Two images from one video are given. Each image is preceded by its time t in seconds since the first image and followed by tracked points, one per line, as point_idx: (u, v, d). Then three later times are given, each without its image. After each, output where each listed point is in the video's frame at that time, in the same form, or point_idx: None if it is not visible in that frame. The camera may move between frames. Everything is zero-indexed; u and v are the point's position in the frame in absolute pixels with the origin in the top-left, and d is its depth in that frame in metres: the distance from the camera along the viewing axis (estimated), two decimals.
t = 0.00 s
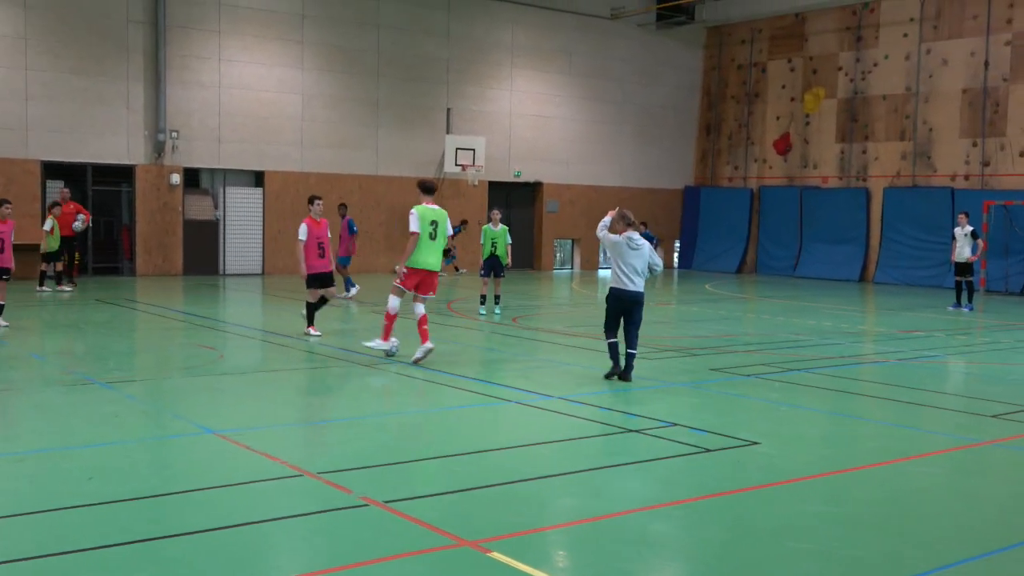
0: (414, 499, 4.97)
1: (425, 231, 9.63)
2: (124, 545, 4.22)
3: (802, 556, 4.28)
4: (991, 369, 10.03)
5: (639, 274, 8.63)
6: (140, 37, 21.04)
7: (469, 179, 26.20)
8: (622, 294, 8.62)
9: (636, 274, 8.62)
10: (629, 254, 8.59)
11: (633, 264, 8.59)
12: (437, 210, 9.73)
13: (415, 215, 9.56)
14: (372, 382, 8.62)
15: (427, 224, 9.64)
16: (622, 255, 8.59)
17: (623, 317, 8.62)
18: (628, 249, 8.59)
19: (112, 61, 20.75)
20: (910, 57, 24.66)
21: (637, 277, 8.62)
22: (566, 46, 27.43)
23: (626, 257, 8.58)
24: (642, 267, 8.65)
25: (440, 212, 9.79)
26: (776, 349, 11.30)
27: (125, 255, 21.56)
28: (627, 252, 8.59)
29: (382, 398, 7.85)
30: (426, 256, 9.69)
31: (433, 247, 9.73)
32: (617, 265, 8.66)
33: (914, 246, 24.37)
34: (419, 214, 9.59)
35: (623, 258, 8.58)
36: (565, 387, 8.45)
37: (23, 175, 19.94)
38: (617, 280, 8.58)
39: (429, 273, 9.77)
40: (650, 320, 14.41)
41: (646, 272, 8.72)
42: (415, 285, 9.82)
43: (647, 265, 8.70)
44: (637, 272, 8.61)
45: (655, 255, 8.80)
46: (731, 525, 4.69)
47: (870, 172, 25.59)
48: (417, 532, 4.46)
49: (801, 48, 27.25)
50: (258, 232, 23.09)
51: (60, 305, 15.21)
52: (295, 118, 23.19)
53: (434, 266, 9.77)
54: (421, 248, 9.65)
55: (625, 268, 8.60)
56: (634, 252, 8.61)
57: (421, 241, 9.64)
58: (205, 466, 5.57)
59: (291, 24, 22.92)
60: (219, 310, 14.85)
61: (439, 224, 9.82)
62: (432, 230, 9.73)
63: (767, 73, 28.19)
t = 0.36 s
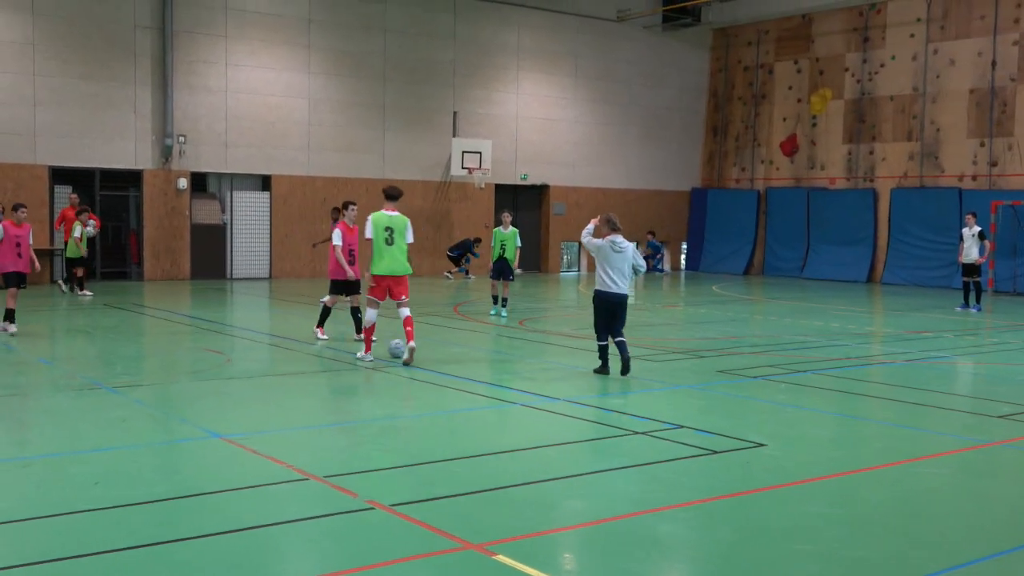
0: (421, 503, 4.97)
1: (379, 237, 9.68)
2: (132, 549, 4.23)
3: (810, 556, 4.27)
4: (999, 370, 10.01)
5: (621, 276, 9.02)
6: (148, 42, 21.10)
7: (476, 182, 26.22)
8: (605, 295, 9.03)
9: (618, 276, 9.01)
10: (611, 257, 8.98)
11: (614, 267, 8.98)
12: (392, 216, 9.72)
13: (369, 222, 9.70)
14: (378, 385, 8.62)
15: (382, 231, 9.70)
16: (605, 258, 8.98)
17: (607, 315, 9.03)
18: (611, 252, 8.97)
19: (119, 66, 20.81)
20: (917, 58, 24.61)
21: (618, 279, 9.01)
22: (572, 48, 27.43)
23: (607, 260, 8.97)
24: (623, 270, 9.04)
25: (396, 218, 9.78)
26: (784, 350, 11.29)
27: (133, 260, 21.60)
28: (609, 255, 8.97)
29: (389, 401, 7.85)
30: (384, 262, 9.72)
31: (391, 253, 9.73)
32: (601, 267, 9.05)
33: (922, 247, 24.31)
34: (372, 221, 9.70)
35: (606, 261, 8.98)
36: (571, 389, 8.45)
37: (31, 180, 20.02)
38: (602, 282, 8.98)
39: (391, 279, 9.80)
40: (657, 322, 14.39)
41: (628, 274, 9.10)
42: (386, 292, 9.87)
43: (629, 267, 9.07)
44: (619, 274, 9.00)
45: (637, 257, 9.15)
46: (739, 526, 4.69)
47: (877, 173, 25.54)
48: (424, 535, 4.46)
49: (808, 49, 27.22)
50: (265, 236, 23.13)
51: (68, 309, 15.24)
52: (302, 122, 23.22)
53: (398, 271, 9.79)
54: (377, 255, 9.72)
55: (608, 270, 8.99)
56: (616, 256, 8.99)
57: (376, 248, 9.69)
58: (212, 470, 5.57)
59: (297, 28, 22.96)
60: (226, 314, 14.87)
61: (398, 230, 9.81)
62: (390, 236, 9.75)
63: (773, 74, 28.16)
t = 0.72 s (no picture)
0: (414, 504, 4.97)
1: (336, 238, 9.99)
2: (125, 552, 4.22)
3: (806, 557, 4.26)
4: (993, 370, 10.02)
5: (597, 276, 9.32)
6: (141, 45, 21.07)
7: (470, 184, 26.21)
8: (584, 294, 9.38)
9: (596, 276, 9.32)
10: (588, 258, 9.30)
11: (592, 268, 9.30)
12: (348, 215, 9.97)
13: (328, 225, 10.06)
14: (373, 388, 8.61)
15: (340, 230, 9.97)
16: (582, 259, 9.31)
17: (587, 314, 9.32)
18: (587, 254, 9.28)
19: (113, 68, 20.77)
20: (910, 58, 24.65)
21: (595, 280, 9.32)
22: (566, 49, 27.45)
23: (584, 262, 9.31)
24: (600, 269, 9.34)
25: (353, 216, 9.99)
26: (778, 351, 11.29)
27: (127, 263, 21.55)
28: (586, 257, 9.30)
29: (383, 403, 7.83)
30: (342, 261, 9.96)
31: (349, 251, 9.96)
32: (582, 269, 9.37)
33: (917, 247, 24.33)
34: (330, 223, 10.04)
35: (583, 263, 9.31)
36: (565, 391, 8.44)
37: (25, 183, 19.96)
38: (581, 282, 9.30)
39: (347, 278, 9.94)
40: (653, 322, 14.40)
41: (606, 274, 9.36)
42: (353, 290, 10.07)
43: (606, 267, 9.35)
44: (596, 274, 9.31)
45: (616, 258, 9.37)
46: (733, 526, 4.69)
47: (871, 173, 25.58)
48: (418, 537, 4.45)
49: (801, 49, 27.26)
50: (260, 238, 23.11)
51: (63, 312, 15.21)
52: (296, 124, 23.20)
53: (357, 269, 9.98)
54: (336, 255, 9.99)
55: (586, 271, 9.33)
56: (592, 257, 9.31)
57: (334, 248, 10.01)
58: (206, 472, 5.56)
59: (292, 29, 22.95)
60: (220, 316, 14.85)
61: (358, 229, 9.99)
62: (349, 235, 9.99)
63: (767, 75, 28.20)
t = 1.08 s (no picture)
0: (391, 507, 4.95)
1: (295, 242, 10.35)
2: (98, 557, 4.18)
3: (782, 557, 4.27)
4: (967, 369, 10.10)
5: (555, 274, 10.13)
6: (116, 46, 20.94)
7: (448, 186, 26.17)
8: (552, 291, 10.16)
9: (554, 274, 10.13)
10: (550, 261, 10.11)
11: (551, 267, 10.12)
12: (311, 223, 10.42)
13: (286, 228, 10.31)
14: (349, 389, 8.57)
15: (298, 235, 10.35)
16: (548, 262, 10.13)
17: (566, 310, 10.10)
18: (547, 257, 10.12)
19: (87, 69, 20.63)
20: (885, 60, 24.84)
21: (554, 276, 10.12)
22: (543, 51, 27.47)
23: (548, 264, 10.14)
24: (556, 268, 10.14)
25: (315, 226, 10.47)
26: (754, 351, 11.34)
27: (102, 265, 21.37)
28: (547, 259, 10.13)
29: (359, 405, 7.81)
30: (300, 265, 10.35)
31: (306, 257, 10.41)
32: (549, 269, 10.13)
33: (893, 248, 24.48)
34: (289, 226, 10.33)
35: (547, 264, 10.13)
36: (542, 392, 8.43)
37: None
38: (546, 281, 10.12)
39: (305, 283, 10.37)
40: (630, 324, 14.43)
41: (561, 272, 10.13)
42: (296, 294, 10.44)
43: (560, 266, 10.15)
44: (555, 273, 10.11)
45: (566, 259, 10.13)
46: (710, 527, 4.70)
47: (846, 175, 25.73)
48: (394, 540, 4.43)
49: (777, 51, 27.41)
50: (237, 239, 22.99)
51: (37, 316, 15.08)
52: (272, 125, 23.12)
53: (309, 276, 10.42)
54: (293, 258, 10.30)
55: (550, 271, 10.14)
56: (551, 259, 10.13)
57: (292, 251, 10.36)
58: (180, 476, 5.52)
59: (268, 30, 22.87)
60: (196, 319, 14.77)
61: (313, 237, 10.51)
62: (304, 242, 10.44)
63: (744, 77, 28.33)
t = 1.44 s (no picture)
0: (371, 509, 4.92)
1: (258, 239, 10.36)
2: (75, 558, 4.14)
3: (763, 559, 4.26)
4: (950, 371, 10.13)
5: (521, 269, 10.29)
6: (99, 45, 20.82)
7: (434, 186, 26.10)
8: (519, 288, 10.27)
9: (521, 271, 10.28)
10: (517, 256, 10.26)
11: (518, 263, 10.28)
12: (276, 221, 10.39)
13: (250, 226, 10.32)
14: (332, 390, 8.53)
15: (262, 234, 10.35)
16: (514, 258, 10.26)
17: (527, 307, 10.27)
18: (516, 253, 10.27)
19: (71, 68, 20.51)
20: (869, 62, 24.92)
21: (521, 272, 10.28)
22: (529, 52, 27.44)
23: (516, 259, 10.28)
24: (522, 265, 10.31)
25: (280, 222, 10.42)
26: (738, 353, 11.34)
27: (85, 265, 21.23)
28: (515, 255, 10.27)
29: (341, 406, 7.77)
30: (265, 264, 10.35)
31: (271, 254, 10.40)
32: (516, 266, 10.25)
33: (877, 250, 24.55)
34: (252, 224, 10.32)
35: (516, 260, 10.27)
36: (526, 393, 8.41)
37: None
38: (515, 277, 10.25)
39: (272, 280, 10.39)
40: (615, 325, 14.42)
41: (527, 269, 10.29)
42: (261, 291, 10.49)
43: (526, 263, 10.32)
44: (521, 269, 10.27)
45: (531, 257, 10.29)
46: (692, 528, 4.69)
47: (831, 176, 25.81)
48: (374, 542, 4.40)
49: (762, 53, 27.48)
50: (220, 239, 22.89)
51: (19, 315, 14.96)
52: (257, 125, 23.04)
53: (275, 273, 10.42)
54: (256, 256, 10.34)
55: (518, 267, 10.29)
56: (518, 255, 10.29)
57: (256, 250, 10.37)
58: (160, 477, 5.48)
59: (253, 29, 22.79)
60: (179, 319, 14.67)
61: (281, 233, 10.47)
62: (270, 239, 10.42)
63: (729, 78, 28.38)
